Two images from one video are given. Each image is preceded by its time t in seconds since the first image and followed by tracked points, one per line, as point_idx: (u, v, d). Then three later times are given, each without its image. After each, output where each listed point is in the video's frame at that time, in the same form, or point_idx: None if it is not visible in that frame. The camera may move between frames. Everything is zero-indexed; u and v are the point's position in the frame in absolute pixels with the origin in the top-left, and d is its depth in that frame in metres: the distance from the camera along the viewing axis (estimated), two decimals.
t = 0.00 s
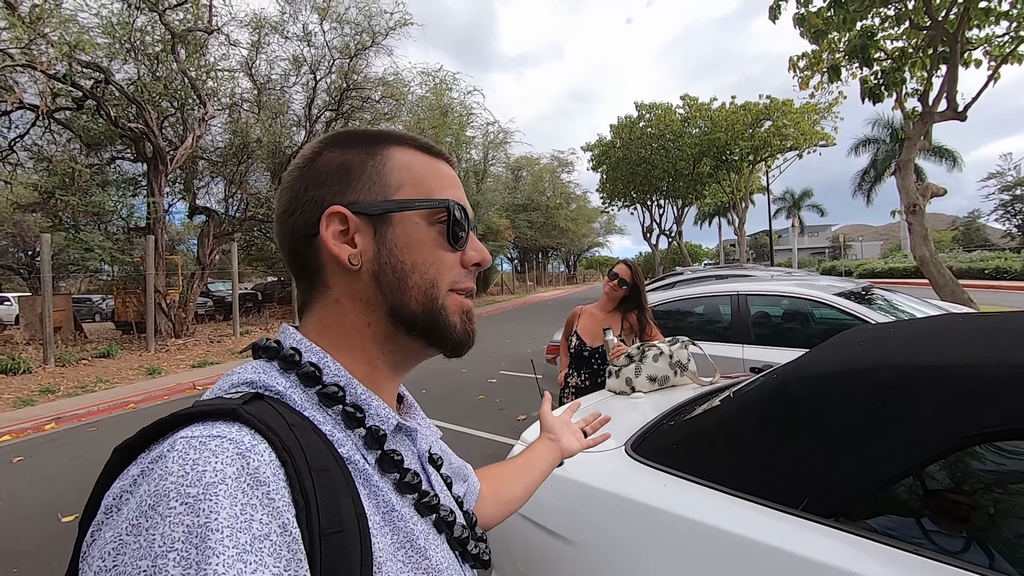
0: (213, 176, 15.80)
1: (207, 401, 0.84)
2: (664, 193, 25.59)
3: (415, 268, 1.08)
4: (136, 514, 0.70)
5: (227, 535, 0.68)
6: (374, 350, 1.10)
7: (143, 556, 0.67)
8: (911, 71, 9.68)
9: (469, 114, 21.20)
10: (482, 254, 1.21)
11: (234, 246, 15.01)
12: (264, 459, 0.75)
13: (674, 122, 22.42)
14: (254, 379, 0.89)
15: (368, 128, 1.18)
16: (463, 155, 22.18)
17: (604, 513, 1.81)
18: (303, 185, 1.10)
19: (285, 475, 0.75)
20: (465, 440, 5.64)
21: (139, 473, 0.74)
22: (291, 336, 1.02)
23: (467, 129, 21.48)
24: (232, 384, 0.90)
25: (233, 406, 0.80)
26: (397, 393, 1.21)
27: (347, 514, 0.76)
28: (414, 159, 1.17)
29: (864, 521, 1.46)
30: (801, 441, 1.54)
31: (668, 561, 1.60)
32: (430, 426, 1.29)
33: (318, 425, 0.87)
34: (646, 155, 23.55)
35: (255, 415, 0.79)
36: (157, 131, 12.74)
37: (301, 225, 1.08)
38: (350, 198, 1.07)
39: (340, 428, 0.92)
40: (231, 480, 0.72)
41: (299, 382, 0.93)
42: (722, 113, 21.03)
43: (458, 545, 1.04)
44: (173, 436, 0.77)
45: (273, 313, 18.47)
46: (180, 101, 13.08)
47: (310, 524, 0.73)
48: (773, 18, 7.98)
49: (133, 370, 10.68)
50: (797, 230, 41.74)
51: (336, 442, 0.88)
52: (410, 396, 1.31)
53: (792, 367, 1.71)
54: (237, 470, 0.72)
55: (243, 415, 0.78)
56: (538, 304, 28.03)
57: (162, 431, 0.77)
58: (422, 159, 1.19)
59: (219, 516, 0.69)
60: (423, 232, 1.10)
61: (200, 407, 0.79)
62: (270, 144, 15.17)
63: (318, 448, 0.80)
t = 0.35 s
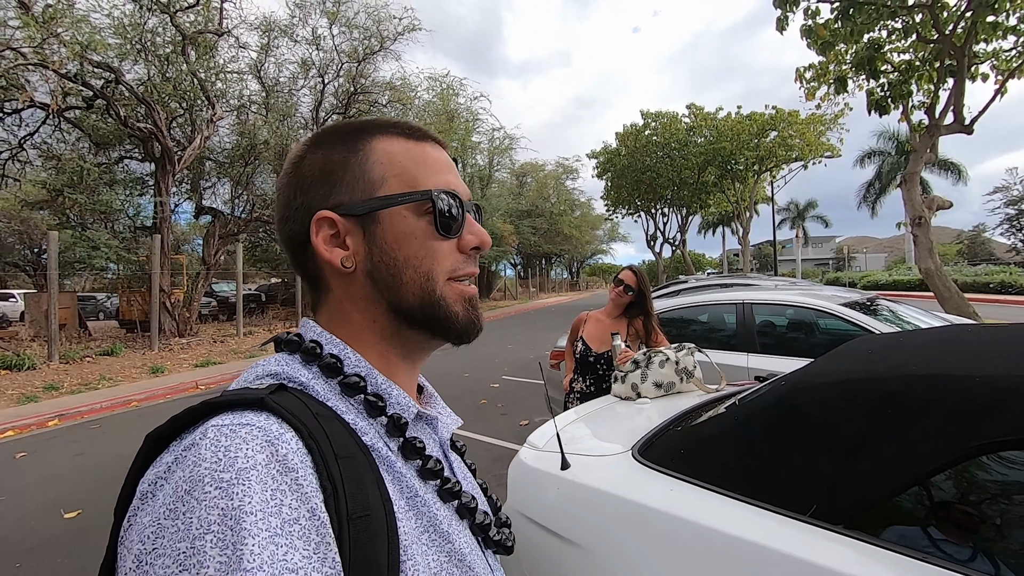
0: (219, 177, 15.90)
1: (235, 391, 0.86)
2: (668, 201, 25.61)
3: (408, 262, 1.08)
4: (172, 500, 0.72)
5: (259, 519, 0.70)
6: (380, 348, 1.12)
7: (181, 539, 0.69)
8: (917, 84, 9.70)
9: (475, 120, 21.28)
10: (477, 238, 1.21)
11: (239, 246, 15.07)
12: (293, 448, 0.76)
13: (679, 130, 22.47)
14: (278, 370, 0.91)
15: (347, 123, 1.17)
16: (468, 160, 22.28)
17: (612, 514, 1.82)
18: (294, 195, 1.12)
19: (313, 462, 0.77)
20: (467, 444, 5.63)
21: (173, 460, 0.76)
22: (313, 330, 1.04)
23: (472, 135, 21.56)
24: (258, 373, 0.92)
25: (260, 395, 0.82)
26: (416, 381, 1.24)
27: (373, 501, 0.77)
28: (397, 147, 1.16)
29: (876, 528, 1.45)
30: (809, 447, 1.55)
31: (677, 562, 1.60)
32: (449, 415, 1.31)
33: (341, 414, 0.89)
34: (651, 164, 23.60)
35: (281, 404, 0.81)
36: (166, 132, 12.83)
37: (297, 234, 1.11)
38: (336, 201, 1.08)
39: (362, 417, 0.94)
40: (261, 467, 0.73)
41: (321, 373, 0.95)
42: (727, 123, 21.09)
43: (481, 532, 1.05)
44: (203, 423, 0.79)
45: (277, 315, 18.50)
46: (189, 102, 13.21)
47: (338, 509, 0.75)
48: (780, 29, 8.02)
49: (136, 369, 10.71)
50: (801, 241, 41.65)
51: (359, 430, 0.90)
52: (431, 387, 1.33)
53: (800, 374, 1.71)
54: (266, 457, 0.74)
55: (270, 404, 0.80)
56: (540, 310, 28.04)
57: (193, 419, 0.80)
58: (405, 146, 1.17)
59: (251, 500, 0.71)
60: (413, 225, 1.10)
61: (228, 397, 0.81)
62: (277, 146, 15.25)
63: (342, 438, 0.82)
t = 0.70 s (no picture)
0: (211, 181, 15.79)
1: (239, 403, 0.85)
2: (660, 212, 25.77)
3: (392, 285, 1.07)
4: (178, 509, 0.71)
5: (265, 529, 0.69)
6: (368, 368, 1.12)
7: (186, 550, 0.68)
8: (905, 101, 9.86)
9: (469, 128, 21.34)
10: (469, 258, 1.17)
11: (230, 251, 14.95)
12: (297, 458, 0.76)
13: (671, 142, 22.65)
14: (281, 383, 0.90)
15: (345, 144, 1.18)
16: (462, 168, 22.31)
17: (609, 527, 1.80)
18: (293, 218, 1.15)
19: (317, 474, 0.76)
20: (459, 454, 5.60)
21: (178, 472, 0.75)
22: (314, 345, 1.03)
23: (466, 143, 21.60)
24: (259, 387, 0.91)
25: (265, 407, 0.81)
26: (417, 397, 1.23)
27: (376, 513, 0.76)
28: (389, 169, 1.14)
29: (873, 544, 1.45)
30: (805, 461, 1.56)
31: None
32: (449, 428, 1.30)
33: (343, 426, 0.88)
34: (643, 175, 23.74)
35: (286, 416, 0.80)
36: (158, 134, 12.74)
37: (294, 256, 1.14)
38: (325, 224, 1.09)
39: (364, 429, 0.93)
40: (266, 477, 0.73)
41: (323, 386, 0.94)
42: (719, 135, 21.31)
43: (482, 545, 1.04)
44: (208, 435, 0.78)
45: (266, 320, 18.35)
46: (181, 105, 13.15)
47: (341, 521, 0.73)
48: (772, 45, 8.13)
49: (122, 373, 10.56)
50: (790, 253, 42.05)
51: (361, 442, 0.89)
52: (431, 402, 1.32)
53: (796, 389, 1.72)
54: (271, 467, 0.74)
55: (275, 416, 0.79)
56: (532, 318, 28.04)
57: (198, 431, 0.79)
58: (397, 166, 1.16)
59: (257, 510, 0.70)
60: (398, 248, 1.08)
61: (232, 409, 0.80)
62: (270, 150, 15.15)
63: (346, 449, 0.81)
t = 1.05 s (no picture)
0: (203, 183, 15.70)
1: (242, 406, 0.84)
2: (653, 222, 25.90)
3: (390, 293, 1.06)
4: (176, 512, 0.70)
5: (261, 533, 0.68)
6: (369, 378, 1.11)
7: (183, 553, 0.67)
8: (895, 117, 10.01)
9: (464, 135, 21.38)
10: (468, 266, 1.15)
11: (221, 254, 14.84)
12: (296, 463, 0.74)
13: (665, 153, 22.82)
14: (285, 389, 0.89)
15: (345, 154, 1.18)
16: (456, 175, 22.34)
17: (606, 537, 1.80)
18: (298, 227, 1.16)
19: (317, 480, 0.75)
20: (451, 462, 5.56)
21: (179, 474, 0.74)
22: (320, 351, 1.02)
23: (461, 149, 21.63)
24: (262, 393, 0.90)
25: (267, 412, 0.80)
26: (422, 405, 1.22)
27: (374, 522, 0.75)
28: (387, 177, 1.14)
29: (866, 557, 1.46)
30: (802, 472, 1.56)
31: None
32: (452, 440, 1.28)
33: (345, 433, 0.87)
34: (636, 185, 23.87)
35: (287, 422, 0.79)
36: (151, 135, 12.67)
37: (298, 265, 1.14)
38: (325, 234, 1.09)
39: (365, 437, 0.91)
40: (265, 481, 0.72)
41: (327, 393, 0.93)
42: (712, 147, 21.53)
43: (482, 559, 1.02)
44: (210, 437, 0.77)
45: (256, 324, 18.20)
46: (176, 106, 13.10)
47: (339, 529, 0.72)
48: (765, 59, 8.24)
49: (109, 376, 10.42)
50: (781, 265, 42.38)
51: (362, 450, 0.88)
52: (435, 413, 1.31)
53: (794, 401, 1.73)
54: (271, 472, 0.72)
55: (276, 420, 0.78)
56: (524, 326, 28.04)
57: (199, 433, 0.78)
58: (396, 175, 1.15)
59: (254, 513, 0.69)
60: (395, 256, 1.07)
61: (234, 412, 0.79)
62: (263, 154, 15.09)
63: (345, 455, 0.80)
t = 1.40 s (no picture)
0: (192, 182, 15.55)
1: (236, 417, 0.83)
2: (643, 227, 26.04)
3: (373, 306, 1.05)
4: (169, 523, 0.69)
5: (252, 545, 0.67)
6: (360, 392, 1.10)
7: (173, 564, 0.65)
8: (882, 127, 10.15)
9: (456, 138, 21.36)
10: (453, 278, 1.11)
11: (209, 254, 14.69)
12: (289, 476, 0.73)
13: (656, 159, 22.96)
14: (282, 401, 0.89)
15: (342, 171, 1.20)
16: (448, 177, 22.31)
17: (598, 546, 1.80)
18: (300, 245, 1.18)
19: (309, 493, 0.74)
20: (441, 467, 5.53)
21: (172, 484, 0.73)
22: (319, 363, 1.01)
23: (453, 152, 21.61)
24: (258, 404, 0.89)
25: (261, 424, 0.79)
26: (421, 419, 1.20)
27: (367, 535, 0.73)
28: (377, 190, 1.13)
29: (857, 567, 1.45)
30: (796, 481, 1.57)
31: None
32: (449, 454, 1.28)
33: (340, 446, 0.86)
34: (627, 190, 23.98)
35: (282, 433, 0.78)
36: (139, 134, 12.53)
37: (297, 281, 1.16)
38: (316, 250, 1.10)
39: (360, 450, 0.90)
40: (257, 494, 0.70)
41: (323, 405, 0.92)
42: (703, 154, 21.71)
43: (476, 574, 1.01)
44: (203, 449, 0.76)
45: (245, 325, 18.04)
46: (165, 105, 13.00)
47: (332, 542, 0.71)
48: (756, 68, 8.32)
49: (93, 377, 10.26)
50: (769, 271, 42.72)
51: (356, 463, 0.87)
52: (433, 427, 1.30)
53: (787, 411, 1.73)
54: (263, 483, 0.71)
55: (270, 432, 0.77)
56: (514, 329, 28.05)
57: (192, 444, 0.76)
58: (386, 188, 1.14)
59: (245, 526, 0.68)
60: (378, 268, 1.06)
61: (228, 423, 0.78)
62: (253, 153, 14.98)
63: (340, 469, 0.78)
